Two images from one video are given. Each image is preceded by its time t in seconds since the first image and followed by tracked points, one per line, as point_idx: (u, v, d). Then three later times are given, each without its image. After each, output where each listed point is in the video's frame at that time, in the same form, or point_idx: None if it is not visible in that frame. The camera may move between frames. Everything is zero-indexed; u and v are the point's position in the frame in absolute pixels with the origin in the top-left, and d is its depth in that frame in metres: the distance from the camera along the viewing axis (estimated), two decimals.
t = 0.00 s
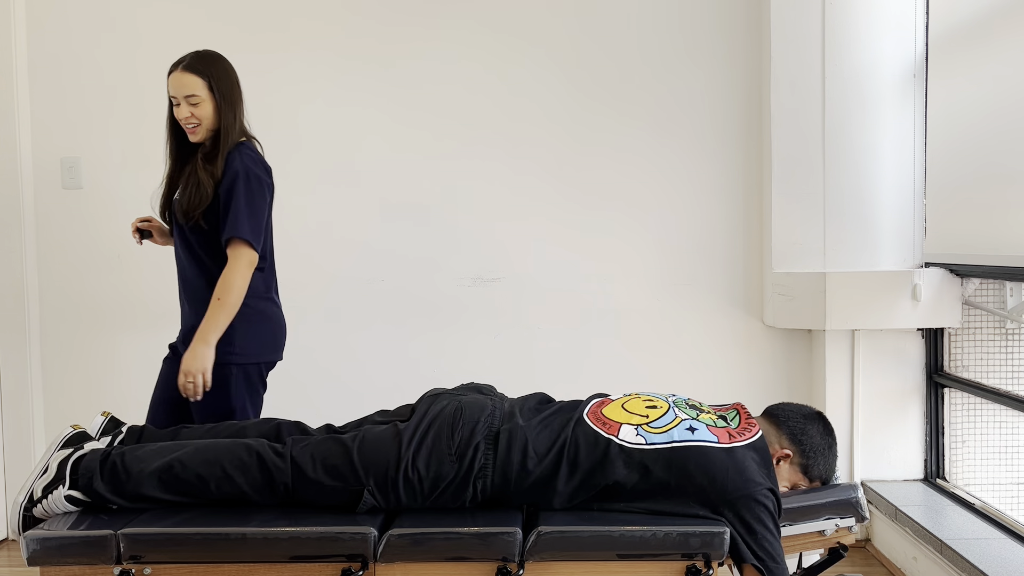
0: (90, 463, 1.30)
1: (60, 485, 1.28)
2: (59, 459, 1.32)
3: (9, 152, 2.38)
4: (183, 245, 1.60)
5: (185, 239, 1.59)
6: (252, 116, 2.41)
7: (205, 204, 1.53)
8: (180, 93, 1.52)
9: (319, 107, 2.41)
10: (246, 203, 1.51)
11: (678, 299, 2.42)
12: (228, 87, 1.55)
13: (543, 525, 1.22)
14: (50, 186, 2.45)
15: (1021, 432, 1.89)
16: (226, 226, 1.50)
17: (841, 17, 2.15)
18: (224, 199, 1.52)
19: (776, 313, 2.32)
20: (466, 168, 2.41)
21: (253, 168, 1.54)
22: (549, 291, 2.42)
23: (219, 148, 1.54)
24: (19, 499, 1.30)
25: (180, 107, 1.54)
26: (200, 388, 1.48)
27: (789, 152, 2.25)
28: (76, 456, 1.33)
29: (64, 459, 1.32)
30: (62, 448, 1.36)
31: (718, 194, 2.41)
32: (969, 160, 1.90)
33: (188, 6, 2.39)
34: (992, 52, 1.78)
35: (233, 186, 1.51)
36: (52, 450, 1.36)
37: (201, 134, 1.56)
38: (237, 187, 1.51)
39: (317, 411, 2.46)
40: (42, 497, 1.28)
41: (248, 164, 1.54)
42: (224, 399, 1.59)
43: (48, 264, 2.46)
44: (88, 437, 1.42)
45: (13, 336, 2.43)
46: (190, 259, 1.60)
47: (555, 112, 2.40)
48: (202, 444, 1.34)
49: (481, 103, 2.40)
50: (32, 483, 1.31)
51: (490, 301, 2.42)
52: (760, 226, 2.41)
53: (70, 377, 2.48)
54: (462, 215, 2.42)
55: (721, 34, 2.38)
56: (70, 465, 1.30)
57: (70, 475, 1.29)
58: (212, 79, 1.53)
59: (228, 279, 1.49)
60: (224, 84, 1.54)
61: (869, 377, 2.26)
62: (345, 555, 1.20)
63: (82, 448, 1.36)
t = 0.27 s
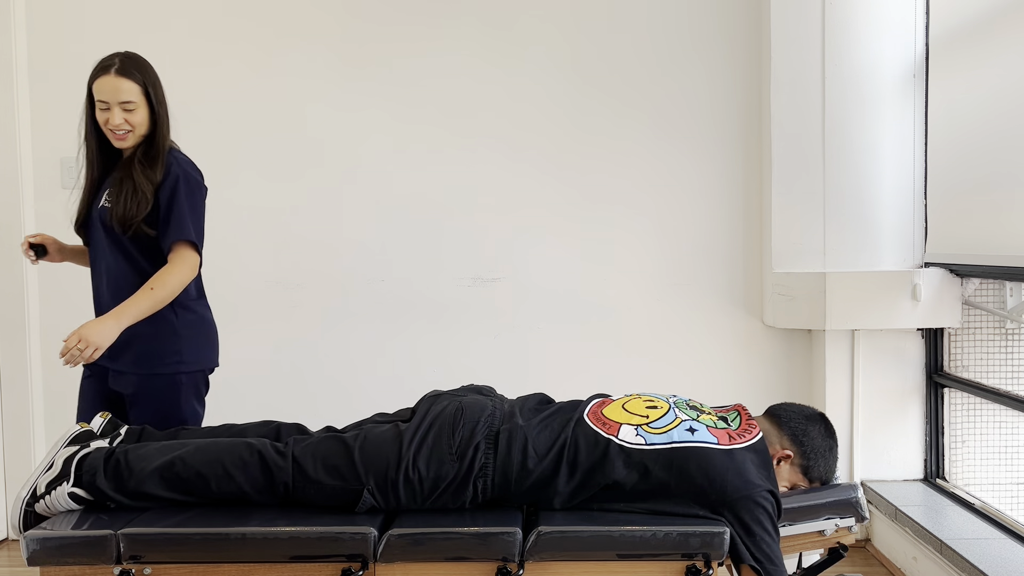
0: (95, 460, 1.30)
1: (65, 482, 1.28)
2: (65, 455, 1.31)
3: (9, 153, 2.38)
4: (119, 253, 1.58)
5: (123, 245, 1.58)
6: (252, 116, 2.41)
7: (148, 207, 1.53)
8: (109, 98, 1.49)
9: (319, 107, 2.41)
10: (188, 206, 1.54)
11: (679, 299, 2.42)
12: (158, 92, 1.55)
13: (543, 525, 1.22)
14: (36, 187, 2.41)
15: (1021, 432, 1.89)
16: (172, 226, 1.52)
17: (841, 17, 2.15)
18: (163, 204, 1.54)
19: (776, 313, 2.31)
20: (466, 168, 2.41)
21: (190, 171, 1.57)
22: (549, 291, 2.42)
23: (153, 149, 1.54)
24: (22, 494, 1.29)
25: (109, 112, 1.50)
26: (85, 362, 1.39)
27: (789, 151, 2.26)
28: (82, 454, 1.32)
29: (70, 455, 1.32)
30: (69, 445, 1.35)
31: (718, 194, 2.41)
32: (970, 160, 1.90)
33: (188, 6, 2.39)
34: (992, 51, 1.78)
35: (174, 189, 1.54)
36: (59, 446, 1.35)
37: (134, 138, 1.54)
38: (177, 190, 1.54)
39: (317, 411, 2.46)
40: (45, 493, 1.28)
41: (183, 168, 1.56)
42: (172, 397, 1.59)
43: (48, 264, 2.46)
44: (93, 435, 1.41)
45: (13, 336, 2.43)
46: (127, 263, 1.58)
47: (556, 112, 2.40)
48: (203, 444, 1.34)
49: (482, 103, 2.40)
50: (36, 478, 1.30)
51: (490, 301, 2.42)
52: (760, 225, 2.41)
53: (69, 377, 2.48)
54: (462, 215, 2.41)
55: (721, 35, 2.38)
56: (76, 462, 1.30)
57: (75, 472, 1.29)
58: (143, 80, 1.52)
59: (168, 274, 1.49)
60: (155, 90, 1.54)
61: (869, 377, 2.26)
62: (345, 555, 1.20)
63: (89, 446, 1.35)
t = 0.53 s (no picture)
0: (99, 459, 1.30)
1: (69, 481, 1.27)
2: (71, 454, 1.30)
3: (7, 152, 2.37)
4: (77, 263, 1.43)
5: (82, 253, 1.43)
6: (252, 116, 2.41)
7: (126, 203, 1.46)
8: (71, 89, 1.36)
9: (319, 107, 2.41)
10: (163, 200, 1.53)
11: (679, 299, 2.42)
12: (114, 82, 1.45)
13: (543, 525, 1.22)
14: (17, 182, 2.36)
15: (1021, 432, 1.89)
16: (156, 221, 1.51)
17: (841, 17, 2.15)
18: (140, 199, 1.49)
19: (776, 313, 2.31)
20: (466, 168, 2.41)
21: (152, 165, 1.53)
22: (549, 291, 2.42)
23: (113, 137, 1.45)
24: (25, 489, 1.27)
25: (69, 105, 1.37)
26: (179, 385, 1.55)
27: (789, 151, 2.26)
28: (88, 453, 1.31)
29: (76, 455, 1.30)
30: (75, 443, 1.32)
31: (718, 194, 2.41)
32: (969, 160, 1.90)
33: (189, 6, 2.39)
34: (992, 51, 1.78)
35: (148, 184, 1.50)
36: (64, 443, 1.32)
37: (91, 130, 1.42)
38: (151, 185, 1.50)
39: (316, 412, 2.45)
40: (49, 490, 1.26)
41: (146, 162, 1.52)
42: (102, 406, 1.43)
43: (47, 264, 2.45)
44: (99, 435, 1.37)
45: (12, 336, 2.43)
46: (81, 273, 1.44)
47: (556, 111, 2.40)
48: (205, 443, 1.34)
49: (482, 103, 2.40)
50: (40, 474, 1.28)
51: (490, 301, 2.42)
52: (760, 225, 2.41)
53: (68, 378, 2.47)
54: (462, 215, 2.41)
55: (721, 35, 2.38)
56: (82, 461, 1.30)
57: (80, 470, 1.29)
58: (98, 66, 1.40)
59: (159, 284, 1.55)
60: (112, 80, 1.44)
61: (869, 377, 2.26)
62: (345, 555, 1.20)
63: (95, 447, 1.33)
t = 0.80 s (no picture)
0: (100, 459, 1.30)
1: (69, 481, 1.27)
2: (71, 455, 1.30)
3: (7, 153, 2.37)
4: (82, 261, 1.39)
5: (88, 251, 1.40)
6: (252, 116, 2.41)
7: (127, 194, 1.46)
8: (66, 80, 1.36)
9: (319, 107, 2.41)
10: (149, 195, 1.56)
11: (679, 299, 2.42)
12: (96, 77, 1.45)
13: (543, 525, 1.22)
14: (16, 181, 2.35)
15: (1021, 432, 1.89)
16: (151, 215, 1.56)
17: (841, 16, 2.15)
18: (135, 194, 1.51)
19: (776, 313, 2.31)
20: (466, 168, 2.41)
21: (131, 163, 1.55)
22: (549, 291, 2.42)
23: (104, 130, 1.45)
24: (25, 489, 1.27)
25: (64, 97, 1.36)
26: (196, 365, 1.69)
27: (789, 151, 2.26)
28: (88, 454, 1.31)
29: (78, 455, 1.30)
30: (76, 444, 1.33)
31: (718, 194, 2.41)
32: (970, 159, 1.90)
33: (189, 6, 2.39)
34: (992, 51, 1.78)
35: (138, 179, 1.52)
36: (66, 443, 1.32)
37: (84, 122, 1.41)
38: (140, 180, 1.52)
39: (316, 412, 2.45)
40: (49, 490, 1.26)
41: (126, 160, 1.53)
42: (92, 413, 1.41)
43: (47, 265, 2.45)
44: (100, 436, 1.38)
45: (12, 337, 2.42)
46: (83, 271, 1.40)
47: (556, 111, 2.40)
48: (205, 444, 1.34)
49: (481, 103, 2.40)
50: (40, 474, 1.28)
51: (490, 301, 2.42)
52: (760, 224, 2.41)
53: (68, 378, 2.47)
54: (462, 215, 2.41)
55: (721, 35, 2.38)
56: (82, 462, 1.30)
57: (80, 471, 1.29)
58: (90, 59, 1.40)
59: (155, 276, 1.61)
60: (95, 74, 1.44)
61: (869, 377, 2.26)
62: (345, 555, 1.20)
63: (96, 448, 1.33)
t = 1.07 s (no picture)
0: (100, 459, 1.30)
1: (70, 481, 1.27)
2: (72, 455, 1.30)
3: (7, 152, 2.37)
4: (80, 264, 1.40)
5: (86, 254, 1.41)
6: (252, 117, 2.41)
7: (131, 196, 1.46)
8: (75, 78, 1.30)
9: (320, 107, 2.40)
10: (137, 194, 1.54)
11: (679, 299, 2.42)
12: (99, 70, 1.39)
13: (543, 526, 1.22)
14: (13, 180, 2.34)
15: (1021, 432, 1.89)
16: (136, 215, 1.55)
17: (841, 16, 2.15)
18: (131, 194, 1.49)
19: (777, 313, 2.31)
20: (466, 169, 2.41)
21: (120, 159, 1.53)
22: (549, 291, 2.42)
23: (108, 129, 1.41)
24: (25, 488, 1.27)
25: (72, 96, 1.30)
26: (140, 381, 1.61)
27: (789, 151, 2.26)
28: (89, 454, 1.31)
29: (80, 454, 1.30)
30: (77, 444, 1.33)
31: (718, 194, 2.41)
32: (970, 159, 1.90)
33: (189, 6, 2.39)
34: (992, 51, 1.78)
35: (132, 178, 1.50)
36: (67, 444, 1.33)
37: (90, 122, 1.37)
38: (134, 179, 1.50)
39: (316, 412, 2.45)
40: (51, 489, 1.26)
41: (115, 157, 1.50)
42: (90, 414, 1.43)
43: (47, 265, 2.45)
44: (102, 435, 1.39)
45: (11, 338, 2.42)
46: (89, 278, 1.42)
47: (557, 111, 2.40)
48: (205, 444, 1.34)
49: (482, 103, 2.40)
50: (41, 474, 1.28)
51: (490, 301, 2.42)
52: (760, 224, 2.41)
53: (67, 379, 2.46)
54: (462, 215, 2.41)
55: (722, 34, 2.38)
56: (84, 461, 1.30)
57: (81, 471, 1.29)
58: (100, 56, 1.34)
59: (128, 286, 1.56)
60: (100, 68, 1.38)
61: (869, 378, 2.26)
62: (345, 555, 1.20)
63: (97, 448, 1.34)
